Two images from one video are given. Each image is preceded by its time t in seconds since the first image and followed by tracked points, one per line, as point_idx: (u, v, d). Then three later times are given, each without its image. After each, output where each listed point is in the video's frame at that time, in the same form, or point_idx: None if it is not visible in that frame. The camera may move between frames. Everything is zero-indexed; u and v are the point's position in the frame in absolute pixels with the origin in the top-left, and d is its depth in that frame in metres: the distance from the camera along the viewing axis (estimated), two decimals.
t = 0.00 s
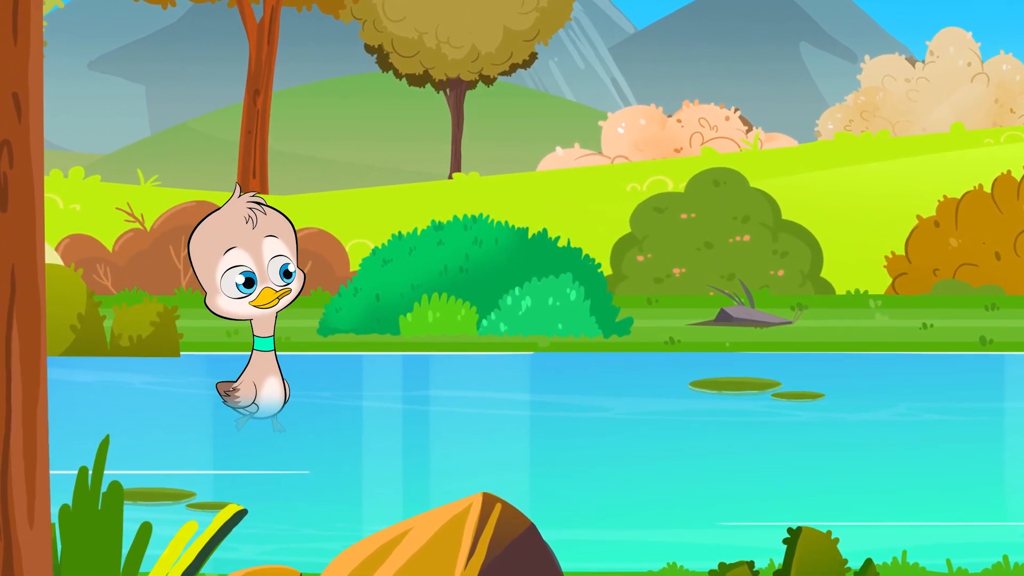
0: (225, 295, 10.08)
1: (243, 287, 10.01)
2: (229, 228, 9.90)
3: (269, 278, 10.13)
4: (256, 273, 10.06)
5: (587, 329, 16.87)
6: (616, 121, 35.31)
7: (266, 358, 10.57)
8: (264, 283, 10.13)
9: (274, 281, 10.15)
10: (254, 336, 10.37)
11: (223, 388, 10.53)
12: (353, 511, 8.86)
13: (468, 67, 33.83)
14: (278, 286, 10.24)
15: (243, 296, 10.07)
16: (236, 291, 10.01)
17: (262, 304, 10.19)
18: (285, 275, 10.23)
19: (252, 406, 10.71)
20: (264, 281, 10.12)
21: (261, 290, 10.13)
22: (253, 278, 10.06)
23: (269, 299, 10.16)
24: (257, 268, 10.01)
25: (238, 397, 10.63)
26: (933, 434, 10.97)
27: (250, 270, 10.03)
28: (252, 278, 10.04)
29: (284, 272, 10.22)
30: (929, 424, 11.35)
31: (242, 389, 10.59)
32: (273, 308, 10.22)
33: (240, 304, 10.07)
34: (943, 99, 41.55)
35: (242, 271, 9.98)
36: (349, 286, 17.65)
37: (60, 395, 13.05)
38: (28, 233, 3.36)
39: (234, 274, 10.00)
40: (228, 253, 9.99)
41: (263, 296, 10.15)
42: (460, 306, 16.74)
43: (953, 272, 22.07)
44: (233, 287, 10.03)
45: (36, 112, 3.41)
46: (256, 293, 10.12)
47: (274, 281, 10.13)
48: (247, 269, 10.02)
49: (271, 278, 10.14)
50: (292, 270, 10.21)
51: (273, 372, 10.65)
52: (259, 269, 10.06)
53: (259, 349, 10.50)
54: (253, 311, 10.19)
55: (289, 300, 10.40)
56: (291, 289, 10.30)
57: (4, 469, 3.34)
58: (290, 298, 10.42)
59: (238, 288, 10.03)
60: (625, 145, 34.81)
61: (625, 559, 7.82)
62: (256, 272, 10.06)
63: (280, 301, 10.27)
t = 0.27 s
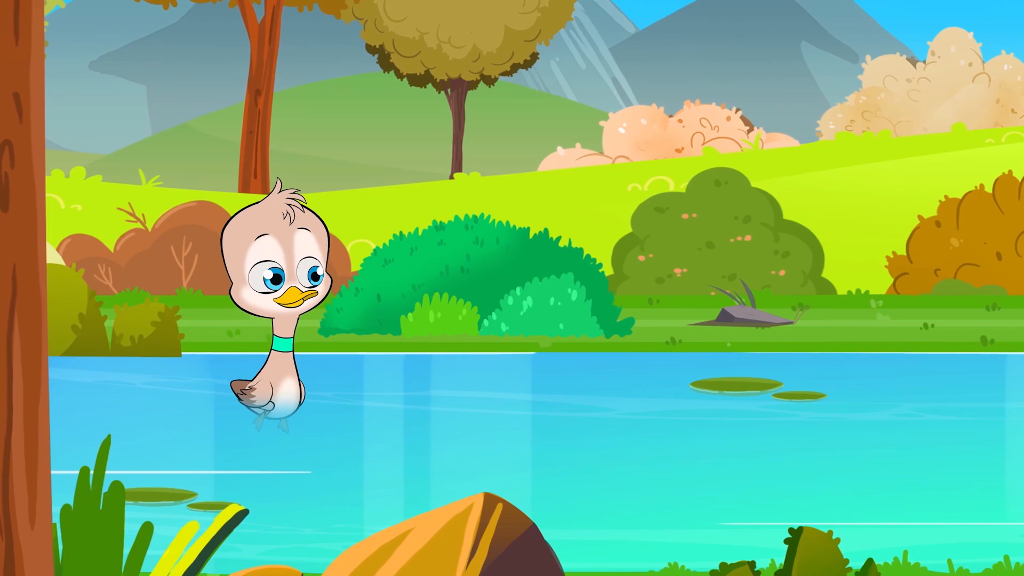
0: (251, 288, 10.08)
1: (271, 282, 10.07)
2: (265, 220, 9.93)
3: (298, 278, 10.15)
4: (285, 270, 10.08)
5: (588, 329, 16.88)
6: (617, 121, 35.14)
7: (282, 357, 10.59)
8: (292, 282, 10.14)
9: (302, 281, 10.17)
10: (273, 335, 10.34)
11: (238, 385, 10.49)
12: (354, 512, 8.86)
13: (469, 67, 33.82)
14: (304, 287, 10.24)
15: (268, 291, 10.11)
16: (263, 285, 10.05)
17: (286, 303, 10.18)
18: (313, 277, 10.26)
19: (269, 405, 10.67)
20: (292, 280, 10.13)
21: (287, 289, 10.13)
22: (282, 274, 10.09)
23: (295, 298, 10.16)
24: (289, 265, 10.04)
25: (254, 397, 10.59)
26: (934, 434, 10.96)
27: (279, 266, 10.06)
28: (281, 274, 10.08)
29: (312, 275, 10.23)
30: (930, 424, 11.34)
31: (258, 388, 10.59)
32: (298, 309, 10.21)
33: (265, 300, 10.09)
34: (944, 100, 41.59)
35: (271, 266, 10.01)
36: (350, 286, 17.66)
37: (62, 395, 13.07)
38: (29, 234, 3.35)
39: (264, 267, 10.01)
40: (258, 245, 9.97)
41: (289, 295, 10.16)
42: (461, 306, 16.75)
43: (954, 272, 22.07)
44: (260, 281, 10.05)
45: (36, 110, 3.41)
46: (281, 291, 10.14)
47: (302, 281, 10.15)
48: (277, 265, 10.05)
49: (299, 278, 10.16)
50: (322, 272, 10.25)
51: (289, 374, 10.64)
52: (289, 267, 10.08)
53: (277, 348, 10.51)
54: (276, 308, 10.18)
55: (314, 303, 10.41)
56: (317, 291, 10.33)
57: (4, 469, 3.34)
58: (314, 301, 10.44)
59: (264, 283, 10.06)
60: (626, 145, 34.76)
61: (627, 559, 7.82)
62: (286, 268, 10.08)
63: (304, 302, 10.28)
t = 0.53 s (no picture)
0: (258, 290, 10.33)
1: (276, 282, 10.30)
2: (264, 223, 10.17)
3: (302, 276, 10.37)
4: (289, 269, 10.29)
5: (594, 329, 16.91)
6: (622, 122, 35.34)
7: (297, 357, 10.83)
8: (297, 280, 10.37)
9: (306, 278, 10.38)
10: (287, 335, 10.46)
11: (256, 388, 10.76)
12: (360, 512, 8.89)
13: (474, 68, 33.76)
14: (310, 284, 10.47)
15: (276, 292, 10.36)
16: (269, 287, 10.29)
17: (294, 301, 10.41)
18: (318, 272, 10.47)
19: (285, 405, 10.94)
20: (297, 278, 10.35)
21: (293, 287, 10.36)
22: (286, 274, 10.31)
23: (301, 296, 10.38)
24: (291, 264, 10.25)
25: (270, 397, 10.88)
26: (939, 433, 10.98)
27: (283, 266, 10.28)
28: (285, 274, 10.30)
29: (317, 270, 10.44)
30: (935, 424, 11.35)
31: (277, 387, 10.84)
32: (305, 306, 10.42)
33: (272, 301, 10.34)
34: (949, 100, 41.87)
35: (275, 266, 10.23)
36: (356, 287, 17.70)
37: (68, 395, 13.14)
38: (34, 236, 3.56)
39: (267, 269, 10.24)
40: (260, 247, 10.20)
41: (295, 293, 10.39)
42: (467, 306, 16.82)
43: (959, 272, 22.03)
44: (265, 283, 10.29)
45: (43, 109, 3.63)
46: (288, 290, 10.37)
47: (306, 278, 10.36)
48: (280, 265, 10.27)
49: (303, 275, 10.38)
50: (326, 267, 10.44)
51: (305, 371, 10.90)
52: (292, 265, 10.29)
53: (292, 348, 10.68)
54: (285, 307, 10.44)
55: (323, 299, 10.61)
56: (323, 288, 10.53)
57: (12, 464, 3.55)
58: (322, 297, 10.65)
59: (270, 283, 10.30)
60: (631, 146, 34.95)
61: (631, 560, 7.84)
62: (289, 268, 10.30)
63: (312, 299, 10.50)
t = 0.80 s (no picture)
0: (289, 297, 10.26)
1: (307, 288, 10.22)
2: (294, 229, 10.06)
3: (333, 281, 10.25)
4: (319, 276, 10.18)
5: (603, 329, 16.95)
6: (631, 122, 35.32)
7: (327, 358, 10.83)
8: (328, 286, 10.26)
9: (337, 283, 10.26)
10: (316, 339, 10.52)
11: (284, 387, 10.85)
12: (370, 512, 8.95)
13: (484, 68, 33.86)
14: (341, 289, 10.35)
15: (307, 297, 10.29)
16: (300, 293, 10.22)
17: (325, 306, 10.35)
18: (349, 277, 10.33)
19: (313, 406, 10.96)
20: (327, 283, 10.24)
21: (324, 293, 10.27)
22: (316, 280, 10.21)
23: (333, 301, 10.31)
24: (321, 270, 10.13)
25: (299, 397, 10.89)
26: (947, 433, 10.99)
27: (314, 272, 10.17)
28: (316, 280, 10.20)
29: (348, 275, 10.30)
30: (944, 424, 11.36)
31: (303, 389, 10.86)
32: (338, 311, 10.36)
33: (304, 306, 10.28)
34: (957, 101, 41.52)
35: (305, 273, 10.14)
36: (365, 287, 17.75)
37: (78, 396, 13.22)
38: (44, 237, 4.00)
39: (297, 275, 10.14)
40: (290, 253, 10.09)
41: (326, 298, 10.32)
42: (476, 306, 16.75)
43: (967, 272, 22.02)
44: (297, 289, 10.22)
45: (52, 114, 4.09)
46: (319, 295, 10.30)
47: (337, 284, 10.25)
48: (310, 271, 10.17)
49: (334, 281, 10.25)
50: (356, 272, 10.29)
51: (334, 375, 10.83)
52: (323, 271, 10.17)
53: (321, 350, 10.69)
54: (316, 312, 10.39)
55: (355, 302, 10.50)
56: (354, 292, 10.42)
57: (24, 453, 4.01)
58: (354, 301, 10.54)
59: (301, 290, 10.23)
60: (641, 147, 34.92)
61: (639, 559, 7.88)
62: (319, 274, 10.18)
63: (343, 303, 10.41)
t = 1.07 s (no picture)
0: (319, 293, 10.25)
1: (338, 287, 10.21)
2: (335, 228, 10.04)
3: (366, 283, 10.24)
4: (354, 277, 10.17)
5: (613, 329, 16.98)
6: (641, 123, 35.28)
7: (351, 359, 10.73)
8: (361, 288, 10.25)
9: (370, 287, 10.24)
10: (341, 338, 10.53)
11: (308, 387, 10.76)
12: (381, 512, 9.00)
13: (495, 69, 33.91)
14: (373, 292, 10.33)
15: (337, 296, 10.28)
16: (331, 291, 10.19)
17: (355, 307, 10.34)
18: (384, 282, 10.30)
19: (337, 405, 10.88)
20: (361, 285, 10.23)
21: (355, 294, 10.27)
22: (350, 280, 10.20)
23: (363, 304, 10.30)
24: (357, 272, 10.12)
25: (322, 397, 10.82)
26: (957, 434, 11.00)
27: (348, 272, 10.16)
28: (350, 280, 10.19)
29: (381, 280, 10.27)
30: (954, 424, 11.37)
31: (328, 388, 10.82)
32: (366, 313, 10.35)
33: (333, 304, 10.27)
34: (967, 102, 40.87)
35: (339, 272, 10.12)
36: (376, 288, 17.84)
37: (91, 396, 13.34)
38: (56, 238, 4.01)
39: (332, 273, 10.13)
40: (328, 251, 10.08)
41: (358, 300, 10.30)
42: (486, 305, 16.71)
43: (977, 273, 21.94)
44: (329, 286, 10.20)
45: (63, 112, 4.10)
46: (350, 295, 10.29)
47: (370, 287, 10.23)
48: (345, 271, 10.15)
49: (367, 284, 10.24)
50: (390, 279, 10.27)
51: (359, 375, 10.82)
52: (358, 273, 10.16)
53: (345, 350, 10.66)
54: (345, 311, 10.37)
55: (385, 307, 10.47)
56: (386, 297, 10.38)
57: (36, 455, 4.04)
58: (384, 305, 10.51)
59: (332, 288, 10.21)
60: (652, 147, 34.75)
61: (650, 559, 7.91)
62: (354, 275, 10.17)
63: (373, 306, 10.38)
